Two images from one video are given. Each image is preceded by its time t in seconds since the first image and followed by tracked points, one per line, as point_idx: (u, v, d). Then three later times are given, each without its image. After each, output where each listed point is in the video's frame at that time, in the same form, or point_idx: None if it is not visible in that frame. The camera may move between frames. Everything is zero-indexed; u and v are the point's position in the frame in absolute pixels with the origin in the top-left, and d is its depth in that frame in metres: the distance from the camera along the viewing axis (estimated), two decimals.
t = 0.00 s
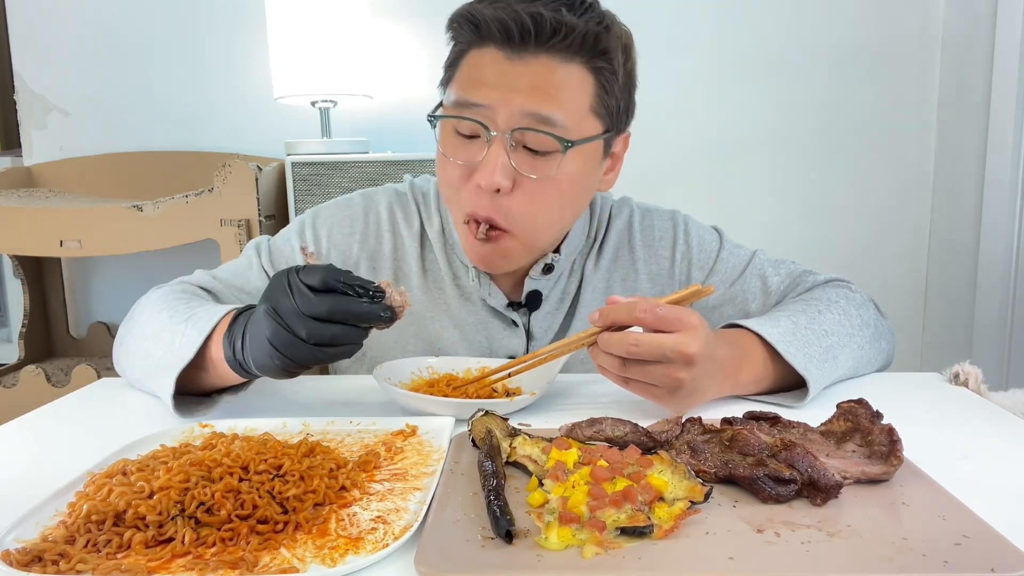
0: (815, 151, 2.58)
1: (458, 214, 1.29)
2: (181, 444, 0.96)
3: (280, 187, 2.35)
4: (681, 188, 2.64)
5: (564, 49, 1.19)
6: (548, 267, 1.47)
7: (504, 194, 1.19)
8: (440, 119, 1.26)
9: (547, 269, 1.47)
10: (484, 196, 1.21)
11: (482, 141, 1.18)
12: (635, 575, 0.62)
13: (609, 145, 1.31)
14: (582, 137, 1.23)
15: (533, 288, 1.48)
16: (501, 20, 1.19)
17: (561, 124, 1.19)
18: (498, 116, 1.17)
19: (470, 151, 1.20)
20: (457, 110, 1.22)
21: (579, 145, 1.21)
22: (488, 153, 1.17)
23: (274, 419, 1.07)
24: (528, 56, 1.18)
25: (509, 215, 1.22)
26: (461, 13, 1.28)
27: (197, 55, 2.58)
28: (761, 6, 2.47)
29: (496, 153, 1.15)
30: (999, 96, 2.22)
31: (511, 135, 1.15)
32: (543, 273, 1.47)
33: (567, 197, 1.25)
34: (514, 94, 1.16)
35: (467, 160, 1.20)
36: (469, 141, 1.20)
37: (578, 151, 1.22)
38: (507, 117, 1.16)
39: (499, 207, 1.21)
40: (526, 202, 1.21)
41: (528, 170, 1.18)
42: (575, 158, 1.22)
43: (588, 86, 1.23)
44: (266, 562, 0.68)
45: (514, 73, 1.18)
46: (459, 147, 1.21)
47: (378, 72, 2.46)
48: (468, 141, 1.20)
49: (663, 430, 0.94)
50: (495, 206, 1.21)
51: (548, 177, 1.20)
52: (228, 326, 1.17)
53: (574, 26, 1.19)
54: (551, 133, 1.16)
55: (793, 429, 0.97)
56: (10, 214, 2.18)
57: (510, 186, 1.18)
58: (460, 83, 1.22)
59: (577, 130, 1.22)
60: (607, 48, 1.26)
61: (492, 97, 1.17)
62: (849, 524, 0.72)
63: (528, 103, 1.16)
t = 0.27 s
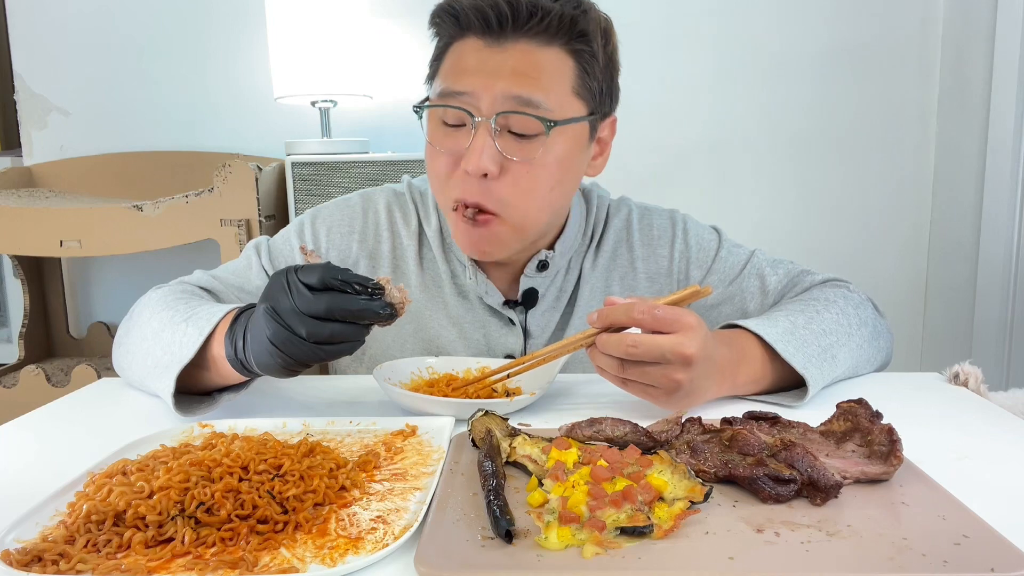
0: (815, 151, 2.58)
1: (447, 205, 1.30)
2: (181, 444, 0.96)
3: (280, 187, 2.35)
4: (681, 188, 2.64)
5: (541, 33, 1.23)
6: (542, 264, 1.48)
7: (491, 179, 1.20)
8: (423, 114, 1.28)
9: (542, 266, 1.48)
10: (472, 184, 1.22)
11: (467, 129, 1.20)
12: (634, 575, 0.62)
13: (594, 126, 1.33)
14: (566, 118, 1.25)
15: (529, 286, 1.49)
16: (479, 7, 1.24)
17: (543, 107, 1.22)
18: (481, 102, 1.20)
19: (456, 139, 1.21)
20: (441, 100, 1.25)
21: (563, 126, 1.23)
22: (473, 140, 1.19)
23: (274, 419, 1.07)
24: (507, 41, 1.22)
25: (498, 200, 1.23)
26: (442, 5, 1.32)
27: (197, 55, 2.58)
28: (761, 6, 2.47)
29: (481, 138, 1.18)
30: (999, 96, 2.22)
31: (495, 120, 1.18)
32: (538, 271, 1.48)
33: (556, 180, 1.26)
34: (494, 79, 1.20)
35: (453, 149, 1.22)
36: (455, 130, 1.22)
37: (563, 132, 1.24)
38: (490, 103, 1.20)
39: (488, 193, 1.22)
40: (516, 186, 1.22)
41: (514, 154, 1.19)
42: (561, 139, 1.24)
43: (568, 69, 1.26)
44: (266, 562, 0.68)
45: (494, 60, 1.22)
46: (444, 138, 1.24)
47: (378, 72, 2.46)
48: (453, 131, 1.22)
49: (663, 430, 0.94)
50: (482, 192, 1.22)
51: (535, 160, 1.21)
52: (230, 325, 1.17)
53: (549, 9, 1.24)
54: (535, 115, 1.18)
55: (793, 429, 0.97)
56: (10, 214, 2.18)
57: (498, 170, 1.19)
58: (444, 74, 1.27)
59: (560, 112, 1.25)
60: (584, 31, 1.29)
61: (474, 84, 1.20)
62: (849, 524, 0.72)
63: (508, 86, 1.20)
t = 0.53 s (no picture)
0: (815, 151, 2.58)
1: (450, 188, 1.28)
2: (181, 444, 0.96)
3: (280, 187, 2.35)
4: (680, 188, 2.64)
5: (535, 12, 1.28)
6: (539, 263, 1.48)
7: (498, 155, 1.20)
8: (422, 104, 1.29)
9: (539, 265, 1.48)
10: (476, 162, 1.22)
11: (470, 107, 1.21)
12: (634, 575, 0.62)
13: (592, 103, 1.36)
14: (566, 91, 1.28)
15: (525, 285, 1.49)
16: None
17: (544, 80, 1.25)
18: (482, 80, 1.22)
19: (459, 119, 1.22)
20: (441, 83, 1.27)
21: (565, 99, 1.26)
22: (477, 116, 1.20)
23: (274, 419, 1.07)
24: (503, 21, 1.26)
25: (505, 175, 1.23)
26: None
27: (197, 55, 2.58)
28: (760, 6, 2.47)
29: (486, 112, 1.19)
30: (999, 96, 2.22)
31: (498, 95, 1.20)
32: (535, 270, 1.48)
33: (561, 153, 1.27)
34: (494, 56, 1.23)
35: (456, 128, 1.22)
36: (457, 110, 1.23)
37: (565, 105, 1.26)
38: (492, 79, 1.22)
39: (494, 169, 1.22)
40: (522, 162, 1.22)
41: (519, 128, 1.21)
42: (563, 112, 1.26)
43: (563, 46, 1.30)
44: (266, 562, 0.68)
45: (493, 38, 1.25)
46: (446, 119, 1.24)
47: (378, 72, 2.46)
48: (456, 111, 1.23)
49: (663, 430, 0.94)
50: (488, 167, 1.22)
51: (540, 132, 1.22)
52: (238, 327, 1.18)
53: None
54: (537, 86, 1.21)
55: (793, 429, 0.97)
56: (10, 214, 2.18)
57: (504, 146, 1.20)
58: (443, 59, 1.29)
59: (560, 85, 1.28)
60: (575, 11, 1.33)
61: (475, 62, 1.23)
62: (849, 524, 0.72)
63: (509, 62, 1.23)
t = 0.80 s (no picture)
0: (815, 151, 2.58)
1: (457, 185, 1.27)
2: (181, 444, 0.96)
3: (280, 187, 2.35)
4: (680, 188, 2.64)
5: (534, 8, 1.29)
6: (536, 263, 1.48)
7: (506, 148, 1.20)
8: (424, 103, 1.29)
9: (536, 265, 1.48)
10: (483, 157, 1.21)
11: (474, 102, 1.22)
12: (635, 575, 0.62)
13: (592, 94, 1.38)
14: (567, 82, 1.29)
15: (523, 285, 1.49)
16: None
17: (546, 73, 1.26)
18: (485, 74, 1.22)
19: (463, 115, 1.22)
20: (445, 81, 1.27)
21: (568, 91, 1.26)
22: (482, 110, 1.20)
23: (274, 419, 1.07)
24: (504, 16, 1.27)
25: (512, 168, 1.22)
26: None
27: (197, 54, 2.58)
28: (760, 6, 2.48)
29: (492, 106, 1.20)
30: (999, 96, 2.22)
31: (502, 89, 1.21)
32: (532, 269, 1.48)
33: (567, 145, 1.27)
34: (497, 50, 1.23)
35: (461, 124, 1.22)
36: (461, 107, 1.23)
37: (568, 97, 1.27)
38: (495, 74, 1.22)
39: (501, 163, 1.21)
40: (530, 154, 1.22)
41: (524, 120, 1.21)
42: (567, 102, 1.27)
43: (562, 39, 1.31)
44: (266, 562, 0.68)
45: (494, 33, 1.26)
46: (451, 116, 1.24)
47: (378, 72, 2.46)
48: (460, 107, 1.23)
49: (663, 430, 0.94)
50: (495, 161, 1.21)
51: (545, 124, 1.22)
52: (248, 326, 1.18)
53: None
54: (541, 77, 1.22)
55: (793, 429, 0.97)
56: (10, 214, 2.18)
57: (512, 138, 1.20)
58: (444, 58, 1.29)
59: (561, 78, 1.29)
60: (573, 5, 1.34)
61: (477, 57, 1.23)
62: (849, 524, 0.72)
63: (510, 55, 1.23)
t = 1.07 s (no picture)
0: (814, 151, 2.59)
1: (460, 196, 1.28)
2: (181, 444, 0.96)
3: (280, 187, 2.35)
4: (680, 188, 2.64)
5: (524, 14, 1.27)
6: (535, 263, 1.48)
7: (507, 158, 1.21)
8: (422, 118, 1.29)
9: (535, 266, 1.48)
10: (485, 167, 1.23)
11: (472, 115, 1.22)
12: (635, 575, 0.62)
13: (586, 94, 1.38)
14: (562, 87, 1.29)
15: (523, 286, 1.49)
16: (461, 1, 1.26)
17: (542, 80, 1.25)
18: (481, 86, 1.22)
19: (462, 128, 1.23)
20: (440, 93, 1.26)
21: (565, 94, 1.27)
22: (481, 122, 1.21)
23: (274, 419, 1.07)
24: (495, 25, 1.25)
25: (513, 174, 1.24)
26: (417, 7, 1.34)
27: (197, 54, 2.58)
28: (760, 6, 2.48)
29: (491, 119, 1.20)
30: (999, 95, 2.22)
31: (499, 99, 1.21)
32: (531, 270, 1.48)
33: (566, 147, 1.28)
34: (491, 61, 1.22)
35: (461, 137, 1.23)
36: (458, 119, 1.23)
37: (565, 99, 1.27)
38: (492, 85, 1.22)
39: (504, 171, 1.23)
40: (529, 159, 1.23)
41: (523, 129, 1.22)
42: (564, 108, 1.27)
43: (554, 42, 1.30)
44: (266, 562, 0.68)
45: (486, 43, 1.24)
46: (449, 129, 1.24)
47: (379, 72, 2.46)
48: (458, 120, 1.23)
49: (663, 430, 0.94)
50: (498, 170, 1.23)
51: (544, 131, 1.23)
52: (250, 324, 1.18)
53: None
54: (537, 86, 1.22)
55: (793, 429, 0.97)
56: (10, 214, 2.18)
57: (512, 149, 1.21)
58: (436, 69, 1.28)
59: (556, 81, 1.29)
60: (561, 6, 1.33)
61: (473, 70, 1.22)
62: (849, 524, 0.72)
63: (506, 67, 1.22)
